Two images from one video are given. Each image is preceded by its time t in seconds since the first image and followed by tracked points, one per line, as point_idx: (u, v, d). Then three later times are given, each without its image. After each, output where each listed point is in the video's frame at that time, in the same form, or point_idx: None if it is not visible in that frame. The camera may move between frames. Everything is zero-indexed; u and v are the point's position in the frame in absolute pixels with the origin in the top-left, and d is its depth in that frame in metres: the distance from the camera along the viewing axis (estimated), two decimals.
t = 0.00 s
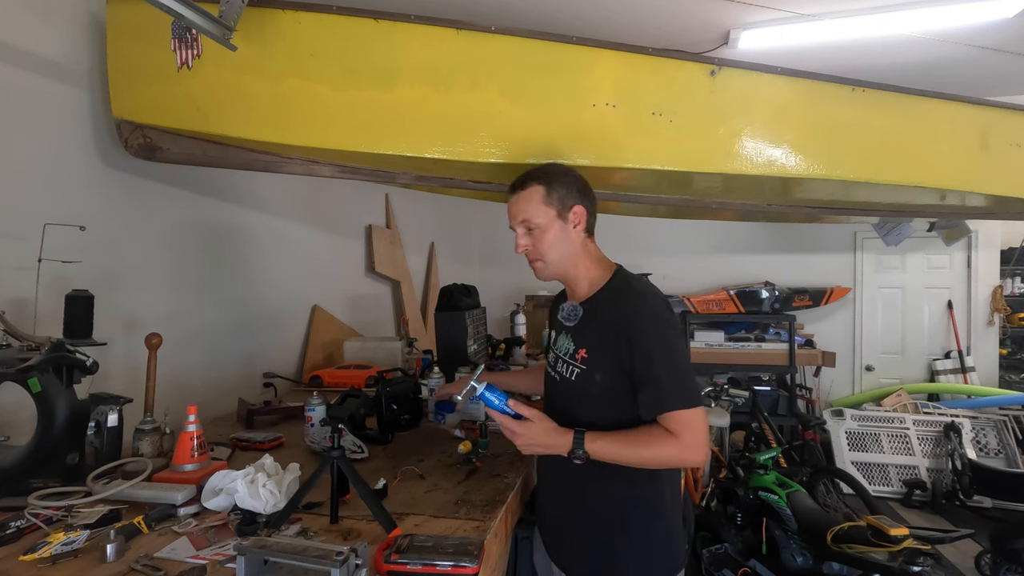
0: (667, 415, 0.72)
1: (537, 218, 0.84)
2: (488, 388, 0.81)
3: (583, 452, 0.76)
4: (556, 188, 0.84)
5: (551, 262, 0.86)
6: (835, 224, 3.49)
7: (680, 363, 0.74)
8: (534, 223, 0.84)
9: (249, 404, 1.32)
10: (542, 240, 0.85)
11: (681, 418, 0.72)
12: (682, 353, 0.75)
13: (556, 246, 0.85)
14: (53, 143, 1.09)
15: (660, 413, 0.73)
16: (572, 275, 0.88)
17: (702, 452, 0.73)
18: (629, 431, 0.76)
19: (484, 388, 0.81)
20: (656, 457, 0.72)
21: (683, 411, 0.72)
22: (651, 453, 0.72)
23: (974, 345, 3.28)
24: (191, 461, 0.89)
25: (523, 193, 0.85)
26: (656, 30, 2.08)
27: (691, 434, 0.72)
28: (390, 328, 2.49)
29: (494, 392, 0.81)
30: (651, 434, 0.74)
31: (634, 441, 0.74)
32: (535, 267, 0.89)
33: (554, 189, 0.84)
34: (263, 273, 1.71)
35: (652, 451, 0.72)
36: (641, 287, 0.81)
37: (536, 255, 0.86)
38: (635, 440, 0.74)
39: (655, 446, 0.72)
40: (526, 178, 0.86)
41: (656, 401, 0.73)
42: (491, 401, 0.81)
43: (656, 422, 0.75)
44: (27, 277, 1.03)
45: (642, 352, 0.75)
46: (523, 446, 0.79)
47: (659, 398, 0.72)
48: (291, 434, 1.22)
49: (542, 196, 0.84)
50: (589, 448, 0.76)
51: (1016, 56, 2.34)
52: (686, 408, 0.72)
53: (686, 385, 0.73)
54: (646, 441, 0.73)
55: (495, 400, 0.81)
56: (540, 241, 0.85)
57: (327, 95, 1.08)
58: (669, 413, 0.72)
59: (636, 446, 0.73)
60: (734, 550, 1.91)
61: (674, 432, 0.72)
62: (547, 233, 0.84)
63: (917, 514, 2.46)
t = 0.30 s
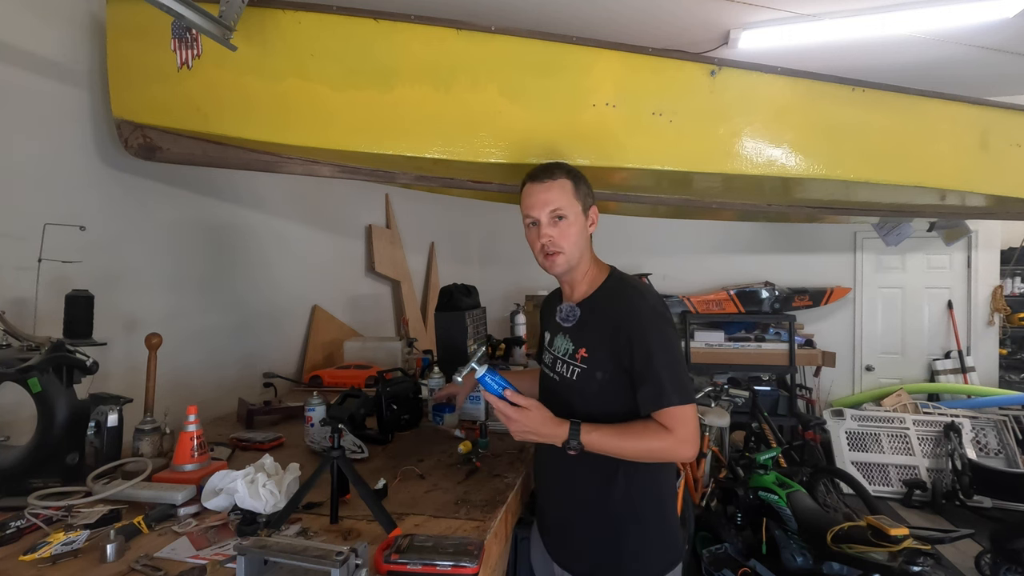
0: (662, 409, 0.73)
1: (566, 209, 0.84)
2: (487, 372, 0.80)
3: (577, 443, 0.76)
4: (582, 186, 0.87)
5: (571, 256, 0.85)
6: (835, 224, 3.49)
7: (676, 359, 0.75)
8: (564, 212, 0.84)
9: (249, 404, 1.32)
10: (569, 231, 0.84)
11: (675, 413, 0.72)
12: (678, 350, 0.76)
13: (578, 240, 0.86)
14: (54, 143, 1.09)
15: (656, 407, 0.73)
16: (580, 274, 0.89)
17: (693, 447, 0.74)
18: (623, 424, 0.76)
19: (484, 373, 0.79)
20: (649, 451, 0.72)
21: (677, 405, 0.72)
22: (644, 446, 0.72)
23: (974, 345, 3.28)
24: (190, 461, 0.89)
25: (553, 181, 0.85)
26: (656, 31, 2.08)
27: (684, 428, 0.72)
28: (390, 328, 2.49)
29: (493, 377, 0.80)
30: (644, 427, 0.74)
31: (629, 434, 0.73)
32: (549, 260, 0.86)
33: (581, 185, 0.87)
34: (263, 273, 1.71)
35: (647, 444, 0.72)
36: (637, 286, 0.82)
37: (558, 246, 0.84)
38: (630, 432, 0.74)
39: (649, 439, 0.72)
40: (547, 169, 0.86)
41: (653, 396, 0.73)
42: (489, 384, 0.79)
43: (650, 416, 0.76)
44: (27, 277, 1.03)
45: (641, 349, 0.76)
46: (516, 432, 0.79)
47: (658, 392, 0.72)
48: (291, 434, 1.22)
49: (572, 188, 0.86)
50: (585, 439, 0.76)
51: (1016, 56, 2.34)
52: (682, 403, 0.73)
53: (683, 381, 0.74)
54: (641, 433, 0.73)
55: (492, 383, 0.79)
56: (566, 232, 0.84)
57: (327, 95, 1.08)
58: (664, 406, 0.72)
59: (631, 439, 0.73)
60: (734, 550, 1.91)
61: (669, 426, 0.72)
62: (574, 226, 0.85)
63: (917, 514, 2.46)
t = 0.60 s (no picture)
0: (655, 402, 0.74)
1: (542, 223, 0.82)
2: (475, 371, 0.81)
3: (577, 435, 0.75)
4: (560, 194, 0.84)
5: (552, 267, 0.85)
6: (835, 224, 3.49)
7: (669, 356, 0.77)
8: (539, 228, 0.82)
9: (249, 404, 1.32)
10: (548, 244, 0.84)
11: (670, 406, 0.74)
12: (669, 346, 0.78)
13: (558, 250, 0.84)
14: (54, 144, 1.09)
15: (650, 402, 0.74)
16: (573, 279, 0.88)
17: (685, 440, 0.75)
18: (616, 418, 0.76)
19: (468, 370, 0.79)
20: (647, 443, 0.73)
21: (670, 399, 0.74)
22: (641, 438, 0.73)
23: (974, 345, 3.28)
24: (191, 461, 0.89)
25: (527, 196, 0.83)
26: (656, 30, 2.08)
27: (677, 421, 0.74)
28: (390, 328, 2.49)
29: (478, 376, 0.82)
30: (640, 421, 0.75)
31: (626, 425, 0.74)
32: (533, 271, 0.87)
33: (558, 194, 0.84)
34: (263, 273, 1.71)
35: (643, 436, 0.72)
36: (630, 284, 0.83)
37: (538, 260, 0.84)
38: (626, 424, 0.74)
39: (645, 431, 0.73)
40: (526, 180, 0.85)
41: (649, 393, 0.74)
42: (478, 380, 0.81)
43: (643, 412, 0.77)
44: (27, 277, 1.03)
45: (637, 346, 0.76)
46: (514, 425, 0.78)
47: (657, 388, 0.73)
48: (291, 434, 1.22)
49: (548, 200, 0.83)
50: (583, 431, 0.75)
51: (1016, 56, 2.34)
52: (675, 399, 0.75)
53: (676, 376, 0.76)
54: (637, 425, 0.73)
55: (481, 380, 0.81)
56: (544, 246, 0.83)
57: (327, 95, 1.08)
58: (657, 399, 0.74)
59: (628, 430, 0.73)
60: (734, 550, 1.92)
61: (662, 419, 0.73)
62: (552, 238, 0.83)
63: (917, 514, 2.46)
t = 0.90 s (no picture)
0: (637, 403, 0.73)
1: (521, 229, 0.83)
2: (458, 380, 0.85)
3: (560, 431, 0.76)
4: (540, 197, 0.83)
5: (537, 271, 0.86)
6: (835, 224, 3.49)
7: (660, 356, 0.76)
8: (517, 234, 0.83)
9: (249, 404, 1.32)
10: (530, 249, 0.84)
11: (653, 409, 0.73)
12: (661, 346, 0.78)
13: (541, 254, 0.85)
14: (53, 143, 1.09)
15: (633, 402, 0.74)
16: (565, 279, 0.88)
17: (667, 445, 0.73)
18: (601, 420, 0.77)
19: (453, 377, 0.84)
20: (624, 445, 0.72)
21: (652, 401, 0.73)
22: (619, 439, 0.72)
23: (974, 345, 3.28)
24: (190, 461, 0.89)
25: (506, 203, 0.84)
26: (656, 31, 2.08)
27: (659, 424, 0.72)
28: (390, 328, 2.49)
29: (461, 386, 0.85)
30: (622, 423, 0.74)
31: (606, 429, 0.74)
32: (521, 273, 0.88)
33: (537, 198, 0.83)
34: (263, 273, 1.71)
35: (622, 439, 0.72)
36: (625, 284, 0.83)
37: (522, 264, 0.86)
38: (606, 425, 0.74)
39: (623, 432, 0.72)
40: (507, 185, 0.85)
41: (637, 393, 0.73)
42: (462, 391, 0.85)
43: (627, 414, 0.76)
44: (27, 277, 1.03)
45: (629, 344, 0.76)
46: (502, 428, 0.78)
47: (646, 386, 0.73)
48: (291, 434, 1.22)
49: (525, 206, 0.82)
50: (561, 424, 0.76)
51: (1016, 56, 2.34)
52: (663, 399, 0.73)
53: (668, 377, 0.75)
54: (616, 428, 0.73)
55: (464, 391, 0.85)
56: (526, 251, 0.84)
57: (327, 95, 1.08)
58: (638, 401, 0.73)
59: (606, 434, 0.73)
60: (734, 550, 1.92)
61: (642, 420, 0.73)
62: (533, 243, 0.83)
63: (917, 514, 2.46)
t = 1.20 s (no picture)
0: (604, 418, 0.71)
1: (502, 237, 0.81)
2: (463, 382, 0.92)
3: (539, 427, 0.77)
4: (520, 202, 0.81)
5: (524, 276, 0.85)
6: (835, 224, 3.49)
7: (637, 369, 0.72)
8: (498, 242, 0.82)
9: (249, 404, 1.32)
10: (513, 255, 0.83)
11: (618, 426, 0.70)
12: (643, 357, 0.74)
13: (526, 260, 0.83)
14: (54, 143, 1.09)
15: (597, 418, 0.72)
16: (555, 282, 0.86)
17: (630, 465, 0.71)
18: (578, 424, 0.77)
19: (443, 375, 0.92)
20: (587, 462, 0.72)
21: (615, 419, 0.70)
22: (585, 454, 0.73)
23: (974, 345, 3.28)
24: (190, 461, 0.89)
25: (485, 210, 0.82)
26: (656, 31, 2.08)
27: (620, 443, 0.70)
28: (390, 328, 2.49)
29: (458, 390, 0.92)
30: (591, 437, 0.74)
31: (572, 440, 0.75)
32: (511, 278, 0.88)
33: (516, 203, 0.81)
34: (263, 273, 1.71)
35: (584, 453, 0.73)
36: (608, 286, 0.80)
37: (509, 271, 0.85)
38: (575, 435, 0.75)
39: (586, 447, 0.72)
40: (488, 189, 0.83)
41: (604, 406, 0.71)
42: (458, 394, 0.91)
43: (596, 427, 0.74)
44: (27, 277, 1.03)
45: (601, 353, 0.74)
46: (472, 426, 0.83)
47: (613, 400, 0.70)
48: (291, 434, 1.22)
49: (505, 212, 0.81)
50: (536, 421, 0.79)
51: (1016, 56, 2.34)
52: (631, 416, 0.70)
53: (643, 392, 0.72)
54: (580, 441, 0.73)
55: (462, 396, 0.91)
56: (510, 258, 0.83)
57: (327, 95, 1.08)
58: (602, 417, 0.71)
59: (571, 445, 0.74)
60: (734, 550, 1.93)
61: (604, 438, 0.71)
62: (516, 250, 0.82)
63: (916, 514, 2.46)
